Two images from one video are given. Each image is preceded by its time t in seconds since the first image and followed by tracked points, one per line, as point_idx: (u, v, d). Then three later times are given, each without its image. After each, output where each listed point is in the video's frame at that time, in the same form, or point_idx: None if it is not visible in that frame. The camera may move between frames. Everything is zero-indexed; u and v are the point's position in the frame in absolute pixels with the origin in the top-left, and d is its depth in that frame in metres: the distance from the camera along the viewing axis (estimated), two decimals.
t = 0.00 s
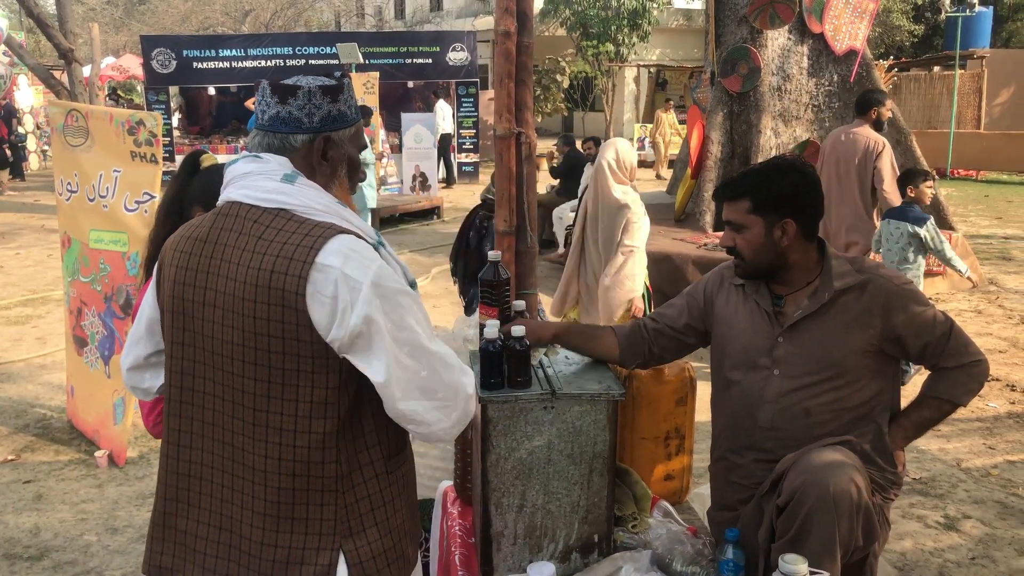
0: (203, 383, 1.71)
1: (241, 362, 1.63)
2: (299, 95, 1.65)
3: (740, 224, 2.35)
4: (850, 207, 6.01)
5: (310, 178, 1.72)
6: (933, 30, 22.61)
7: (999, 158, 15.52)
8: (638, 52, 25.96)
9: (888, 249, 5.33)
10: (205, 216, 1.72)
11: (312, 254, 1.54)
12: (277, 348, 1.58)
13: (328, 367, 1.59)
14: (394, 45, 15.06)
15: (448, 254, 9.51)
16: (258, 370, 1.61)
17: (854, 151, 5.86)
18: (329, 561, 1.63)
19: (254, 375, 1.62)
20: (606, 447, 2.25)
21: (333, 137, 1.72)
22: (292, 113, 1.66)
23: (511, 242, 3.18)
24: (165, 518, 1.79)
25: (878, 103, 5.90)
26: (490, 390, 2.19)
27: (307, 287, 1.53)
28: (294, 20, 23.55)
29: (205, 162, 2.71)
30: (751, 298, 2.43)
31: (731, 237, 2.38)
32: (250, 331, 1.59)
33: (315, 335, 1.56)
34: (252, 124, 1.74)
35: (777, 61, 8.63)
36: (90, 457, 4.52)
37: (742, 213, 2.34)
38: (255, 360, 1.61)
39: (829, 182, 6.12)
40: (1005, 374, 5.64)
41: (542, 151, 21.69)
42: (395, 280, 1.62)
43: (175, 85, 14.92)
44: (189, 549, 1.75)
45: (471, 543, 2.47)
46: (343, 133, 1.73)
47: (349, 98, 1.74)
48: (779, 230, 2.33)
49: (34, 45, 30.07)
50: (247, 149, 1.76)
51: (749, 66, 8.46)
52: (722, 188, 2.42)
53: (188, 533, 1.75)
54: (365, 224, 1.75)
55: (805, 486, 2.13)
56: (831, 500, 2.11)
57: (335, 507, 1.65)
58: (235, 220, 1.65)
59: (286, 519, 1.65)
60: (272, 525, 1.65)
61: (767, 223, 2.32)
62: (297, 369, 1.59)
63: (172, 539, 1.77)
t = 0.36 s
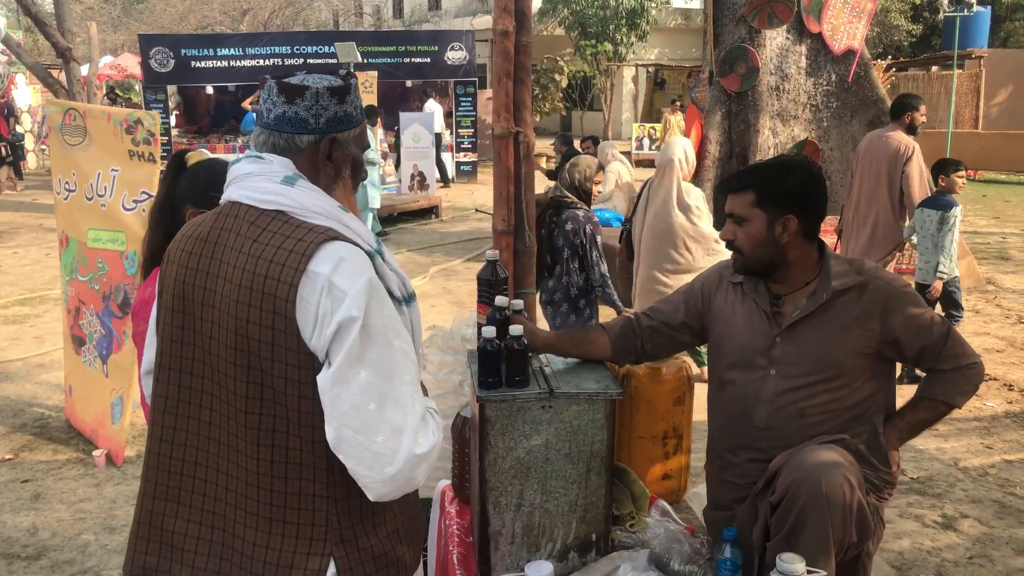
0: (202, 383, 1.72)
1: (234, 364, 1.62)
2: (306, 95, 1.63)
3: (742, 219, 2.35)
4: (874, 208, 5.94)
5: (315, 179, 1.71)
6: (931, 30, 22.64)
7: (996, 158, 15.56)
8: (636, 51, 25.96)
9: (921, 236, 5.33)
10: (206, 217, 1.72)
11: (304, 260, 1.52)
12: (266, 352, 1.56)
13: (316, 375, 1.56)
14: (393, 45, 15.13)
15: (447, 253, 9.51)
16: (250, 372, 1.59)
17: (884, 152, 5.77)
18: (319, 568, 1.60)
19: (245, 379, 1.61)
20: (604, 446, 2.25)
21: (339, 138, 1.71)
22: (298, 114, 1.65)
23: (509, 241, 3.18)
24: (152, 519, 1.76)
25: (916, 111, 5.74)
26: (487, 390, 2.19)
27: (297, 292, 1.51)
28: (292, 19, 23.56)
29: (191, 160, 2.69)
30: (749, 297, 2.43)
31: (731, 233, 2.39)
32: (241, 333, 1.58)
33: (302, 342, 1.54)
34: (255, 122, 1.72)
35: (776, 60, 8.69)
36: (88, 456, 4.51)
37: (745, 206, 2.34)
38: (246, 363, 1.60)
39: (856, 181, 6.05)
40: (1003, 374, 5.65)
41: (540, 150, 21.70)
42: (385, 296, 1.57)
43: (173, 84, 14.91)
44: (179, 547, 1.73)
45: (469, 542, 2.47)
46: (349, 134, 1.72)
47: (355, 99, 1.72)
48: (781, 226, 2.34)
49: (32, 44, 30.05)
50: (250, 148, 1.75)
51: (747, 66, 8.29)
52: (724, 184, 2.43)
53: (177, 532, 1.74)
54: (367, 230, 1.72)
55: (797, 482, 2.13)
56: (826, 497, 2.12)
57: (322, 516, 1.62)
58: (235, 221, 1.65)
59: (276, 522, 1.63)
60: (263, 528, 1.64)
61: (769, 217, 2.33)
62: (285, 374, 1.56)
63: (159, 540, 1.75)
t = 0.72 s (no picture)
0: (203, 386, 1.72)
1: (232, 368, 1.61)
2: (310, 97, 1.63)
3: (741, 219, 2.36)
4: (898, 203, 5.76)
5: (317, 180, 1.71)
6: (929, 31, 22.65)
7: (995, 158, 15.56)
8: (634, 52, 25.96)
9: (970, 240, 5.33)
10: (205, 220, 1.72)
11: (300, 266, 1.51)
12: (263, 357, 1.56)
13: (314, 381, 1.55)
14: (391, 46, 15.16)
15: (445, 254, 9.52)
16: (248, 377, 1.59)
17: (912, 145, 5.63)
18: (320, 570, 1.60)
19: (243, 384, 1.60)
20: (601, 447, 2.25)
21: (341, 140, 1.71)
22: (302, 116, 1.65)
23: (508, 242, 3.21)
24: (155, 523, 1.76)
25: (946, 105, 5.58)
26: (485, 390, 2.19)
27: (293, 299, 1.51)
28: (290, 20, 23.55)
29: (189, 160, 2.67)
30: (746, 297, 2.43)
31: (730, 232, 2.39)
32: (239, 339, 1.58)
33: (299, 349, 1.53)
34: (258, 124, 1.72)
35: (774, 61, 8.74)
36: (87, 457, 4.51)
37: (742, 207, 2.35)
38: (244, 368, 1.59)
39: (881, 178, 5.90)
40: (1001, 373, 5.66)
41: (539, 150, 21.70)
42: (383, 302, 1.56)
43: (171, 85, 14.90)
44: (181, 549, 1.74)
45: (467, 543, 2.47)
46: (351, 136, 1.72)
47: (358, 101, 1.72)
48: (779, 227, 2.34)
49: (31, 45, 30.04)
50: (252, 150, 1.75)
51: (745, 66, 8.31)
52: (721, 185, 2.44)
53: (179, 534, 1.74)
54: (366, 232, 1.71)
55: (789, 482, 2.14)
56: (818, 497, 2.12)
57: (323, 518, 1.62)
58: (233, 225, 1.65)
59: (275, 526, 1.63)
60: (264, 531, 1.64)
61: (766, 217, 2.33)
62: (283, 380, 1.56)
63: (162, 541, 1.75)
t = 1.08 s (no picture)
0: (209, 390, 1.72)
1: (237, 372, 1.61)
2: (317, 100, 1.64)
3: (740, 225, 2.36)
4: (933, 207, 6.01)
5: (322, 182, 1.71)
6: (927, 34, 22.71)
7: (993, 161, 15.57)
8: (632, 55, 26.00)
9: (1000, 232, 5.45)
10: (211, 223, 1.72)
11: (307, 270, 1.51)
12: (269, 361, 1.56)
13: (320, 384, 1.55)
14: (389, 48, 15.14)
15: (443, 257, 9.53)
16: (253, 380, 1.59)
17: (949, 152, 5.87)
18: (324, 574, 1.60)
19: (248, 388, 1.60)
20: (600, 449, 2.25)
21: (346, 142, 1.71)
22: (309, 118, 1.65)
23: (506, 245, 3.20)
24: (160, 528, 1.76)
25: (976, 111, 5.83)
26: (484, 393, 2.20)
27: (300, 303, 1.51)
28: (289, 22, 23.58)
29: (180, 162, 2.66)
30: (746, 301, 2.44)
31: (729, 238, 2.38)
32: (245, 342, 1.58)
33: (304, 352, 1.53)
34: (263, 126, 1.72)
35: (771, 64, 8.84)
36: (84, 460, 4.51)
37: (740, 213, 2.35)
38: (249, 371, 1.59)
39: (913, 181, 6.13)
40: (998, 376, 5.66)
41: (537, 153, 21.71)
42: (388, 307, 1.56)
43: (169, 87, 14.92)
44: (187, 555, 1.74)
45: (465, 545, 2.47)
46: (356, 140, 1.72)
47: (362, 105, 1.73)
48: (778, 231, 2.34)
49: (29, 47, 30.07)
50: (257, 152, 1.74)
51: (743, 69, 8.38)
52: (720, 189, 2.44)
53: (186, 539, 1.74)
54: (371, 236, 1.71)
55: (783, 485, 2.14)
56: (814, 499, 2.12)
57: (327, 523, 1.62)
58: (239, 228, 1.65)
59: (279, 531, 1.62)
60: (267, 537, 1.63)
61: (767, 223, 2.33)
62: (288, 384, 1.56)
63: (167, 545, 1.75)
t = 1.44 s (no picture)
0: (203, 388, 1.72)
1: (229, 368, 1.61)
2: (312, 97, 1.64)
3: (744, 231, 2.34)
4: (964, 201, 6.10)
5: (319, 180, 1.71)
6: (925, 34, 22.76)
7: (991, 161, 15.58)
8: (631, 54, 26.01)
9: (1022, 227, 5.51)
10: (208, 221, 1.73)
11: (295, 264, 1.51)
12: (258, 357, 1.56)
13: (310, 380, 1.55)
14: (387, 48, 15.09)
15: (441, 256, 9.52)
16: (243, 377, 1.59)
17: (979, 148, 5.96)
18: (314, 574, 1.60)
19: (239, 385, 1.60)
20: (597, 449, 2.25)
21: (342, 138, 1.72)
22: (304, 116, 1.65)
23: (504, 245, 3.20)
24: (158, 527, 1.77)
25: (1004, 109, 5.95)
26: (482, 392, 2.20)
27: (287, 297, 1.51)
28: (287, 22, 23.57)
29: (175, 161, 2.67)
30: (744, 301, 2.44)
31: (733, 243, 2.38)
32: (235, 338, 1.58)
33: (292, 347, 1.53)
34: (258, 126, 1.72)
35: (769, 64, 8.67)
36: (82, 460, 4.51)
37: (747, 219, 2.33)
38: (240, 367, 1.59)
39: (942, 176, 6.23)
40: (996, 376, 5.67)
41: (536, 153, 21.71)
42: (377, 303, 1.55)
43: (167, 87, 14.92)
44: (184, 554, 1.75)
45: (463, 544, 2.48)
46: (351, 136, 1.73)
47: (356, 102, 1.74)
48: (785, 237, 2.35)
49: (27, 47, 30.07)
50: (253, 152, 1.75)
51: (741, 69, 8.46)
52: (726, 190, 2.41)
53: (183, 537, 1.75)
54: (365, 233, 1.71)
55: (776, 483, 2.15)
56: (807, 498, 2.13)
57: (318, 522, 1.62)
58: (234, 225, 1.65)
59: (270, 529, 1.62)
60: (258, 536, 1.63)
61: (772, 229, 2.33)
62: (278, 380, 1.56)
63: (166, 543, 1.76)
